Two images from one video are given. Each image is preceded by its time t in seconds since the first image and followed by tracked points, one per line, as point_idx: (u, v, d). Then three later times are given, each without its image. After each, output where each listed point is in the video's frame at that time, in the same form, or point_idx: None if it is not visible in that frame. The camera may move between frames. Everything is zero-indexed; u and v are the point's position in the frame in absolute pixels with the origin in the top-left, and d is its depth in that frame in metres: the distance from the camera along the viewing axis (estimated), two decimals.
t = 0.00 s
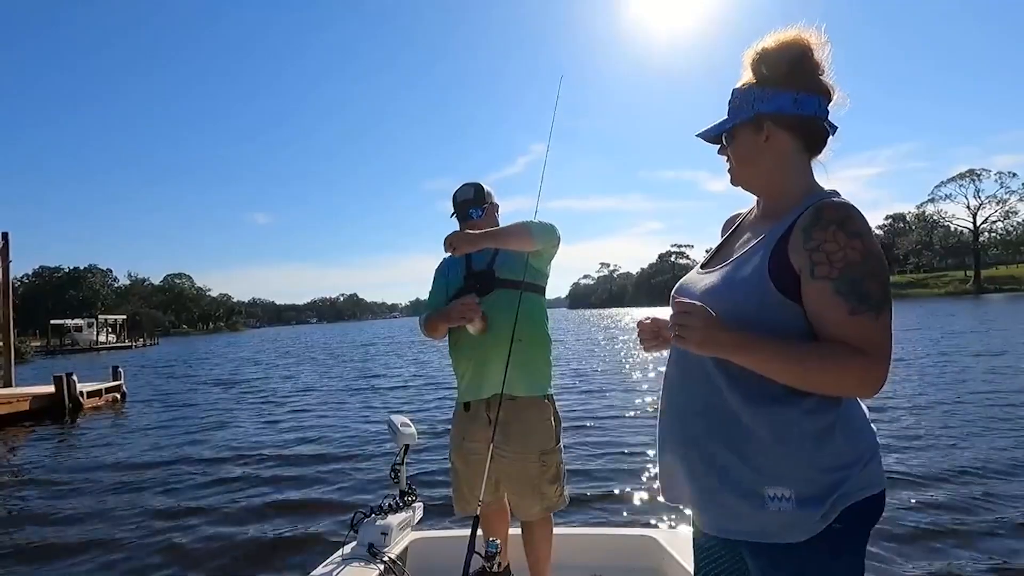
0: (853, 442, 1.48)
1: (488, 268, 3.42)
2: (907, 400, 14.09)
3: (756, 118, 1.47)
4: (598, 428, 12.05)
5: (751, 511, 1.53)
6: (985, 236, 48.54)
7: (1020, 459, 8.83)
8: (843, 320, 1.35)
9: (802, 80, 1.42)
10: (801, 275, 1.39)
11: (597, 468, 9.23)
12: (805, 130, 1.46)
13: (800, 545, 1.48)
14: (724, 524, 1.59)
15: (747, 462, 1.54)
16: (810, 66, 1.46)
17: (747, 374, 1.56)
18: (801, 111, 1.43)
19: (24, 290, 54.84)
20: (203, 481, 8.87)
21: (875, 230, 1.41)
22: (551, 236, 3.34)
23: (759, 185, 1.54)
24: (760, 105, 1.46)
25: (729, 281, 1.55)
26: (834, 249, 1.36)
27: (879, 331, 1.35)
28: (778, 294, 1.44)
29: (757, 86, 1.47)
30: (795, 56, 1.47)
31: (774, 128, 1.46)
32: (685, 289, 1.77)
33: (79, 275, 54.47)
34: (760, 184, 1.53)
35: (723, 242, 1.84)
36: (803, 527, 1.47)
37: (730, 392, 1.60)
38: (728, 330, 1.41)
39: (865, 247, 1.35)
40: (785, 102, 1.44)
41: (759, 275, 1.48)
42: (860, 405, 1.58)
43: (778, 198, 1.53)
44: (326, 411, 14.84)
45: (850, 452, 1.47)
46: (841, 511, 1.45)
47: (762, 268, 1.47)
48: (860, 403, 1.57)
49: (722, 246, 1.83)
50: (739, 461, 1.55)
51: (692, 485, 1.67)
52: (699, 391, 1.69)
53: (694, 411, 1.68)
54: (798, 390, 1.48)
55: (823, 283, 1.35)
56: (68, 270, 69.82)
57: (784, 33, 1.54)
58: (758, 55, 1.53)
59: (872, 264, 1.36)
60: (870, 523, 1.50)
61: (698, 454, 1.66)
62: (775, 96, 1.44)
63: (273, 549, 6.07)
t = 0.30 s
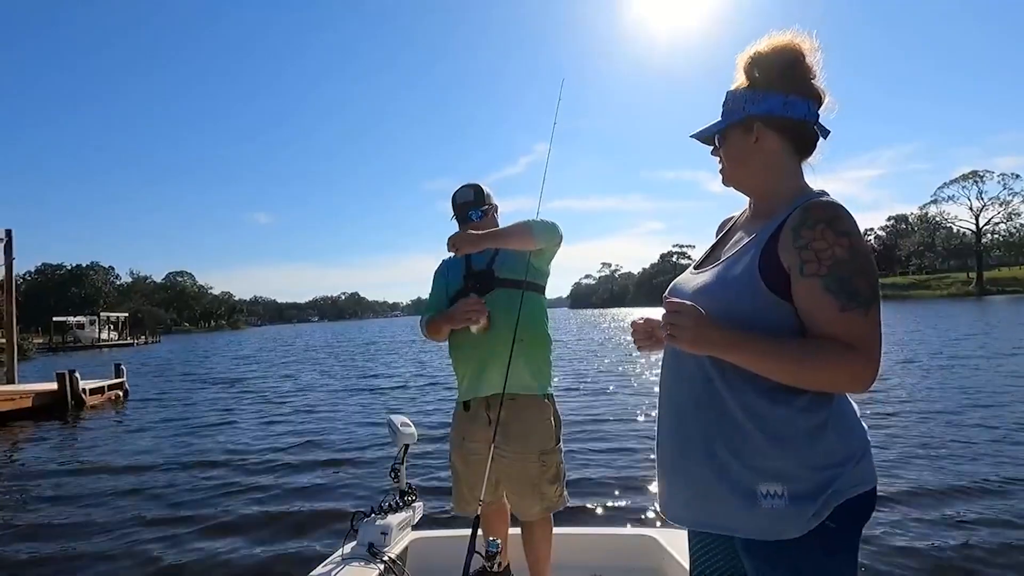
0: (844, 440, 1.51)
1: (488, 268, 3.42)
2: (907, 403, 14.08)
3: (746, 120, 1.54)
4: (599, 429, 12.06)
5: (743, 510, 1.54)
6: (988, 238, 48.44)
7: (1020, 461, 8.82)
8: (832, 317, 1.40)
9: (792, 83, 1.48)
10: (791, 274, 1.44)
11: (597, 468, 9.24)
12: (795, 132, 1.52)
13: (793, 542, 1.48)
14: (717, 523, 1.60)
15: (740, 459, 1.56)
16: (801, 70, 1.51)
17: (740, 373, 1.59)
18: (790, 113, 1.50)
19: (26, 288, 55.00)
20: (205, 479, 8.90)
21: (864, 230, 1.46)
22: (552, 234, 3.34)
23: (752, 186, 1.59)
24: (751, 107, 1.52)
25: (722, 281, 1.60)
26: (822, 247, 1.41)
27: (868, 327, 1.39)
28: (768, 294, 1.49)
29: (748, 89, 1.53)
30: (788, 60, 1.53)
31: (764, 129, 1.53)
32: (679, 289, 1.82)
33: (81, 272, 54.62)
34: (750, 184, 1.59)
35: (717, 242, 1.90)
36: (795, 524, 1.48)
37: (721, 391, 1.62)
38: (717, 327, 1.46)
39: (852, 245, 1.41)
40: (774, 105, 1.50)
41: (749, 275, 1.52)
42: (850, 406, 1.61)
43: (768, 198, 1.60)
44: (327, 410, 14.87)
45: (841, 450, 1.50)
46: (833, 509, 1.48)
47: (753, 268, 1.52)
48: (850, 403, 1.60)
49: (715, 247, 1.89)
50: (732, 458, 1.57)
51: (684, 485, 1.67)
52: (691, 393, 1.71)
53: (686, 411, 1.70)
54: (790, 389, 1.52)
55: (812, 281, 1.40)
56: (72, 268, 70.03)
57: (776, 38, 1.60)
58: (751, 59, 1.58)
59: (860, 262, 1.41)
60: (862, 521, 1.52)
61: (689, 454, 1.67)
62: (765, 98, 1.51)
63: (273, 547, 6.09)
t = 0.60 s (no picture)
0: (831, 439, 1.52)
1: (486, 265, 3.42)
2: (909, 403, 14.04)
3: (733, 122, 1.56)
4: (600, 428, 12.06)
5: (732, 509, 1.55)
6: (991, 238, 48.30)
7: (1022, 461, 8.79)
8: (814, 316, 1.41)
9: (776, 86, 1.50)
10: (774, 272, 1.46)
11: (598, 467, 9.24)
12: (780, 135, 1.54)
13: (782, 540, 1.50)
14: (708, 522, 1.60)
15: (727, 458, 1.57)
16: (787, 73, 1.53)
17: (727, 371, 1.60)
18: (775, 116, 1.52)
19: (29, 286, 55.13)
20: (205, 479, 8.90)
21: (847, 229, 1.48)
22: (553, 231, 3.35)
23: (739, 187, 1.62)
24: (736, 110, 1.55)
25: (707, 281, 1.61)
26: (804, 246, 1.43)
27: (851, 323, 1.40)
28: (752, 292, 1.50)
29: (733, 93, 1.56)
30: (773, 63, 1.55)
31: (749, 132, 1.55)
32: (668, 290, 1.83)
33: (83, 272, 54.71)
34: (736, 186, 1.61)
35: (708, 242, 1.91)
36: (784, 523, 1.50)
37: (710, 390, 1.63)
38: (700, 327, 1.48)
39: (833, 243, 1.42)
40: (759, 109, 1.53)
41: (734, 276, 1.54)
42: (837, 402, 1.63)
43: (754, 200, 1.61)
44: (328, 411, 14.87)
45: (827, 448, 1.52)
46: (821, 505, 1.49)
47: (739, 267, 1.54)
48: (838, 400, 1.62)
49: (706, 246, 1.90)
50: (721, 458, 1.58)
51: (674, 485, 1.68)
52: (678, 392, 1.71)
53: (674, 410, 1.70)
54: (777, 388, 1.53)
55: (794, 279, 1.42)
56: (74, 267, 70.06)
57: (762, 42, 1.62)
58: (738, 61, 1.60)
59: (840, 261, 1.42)
60: (850, 518, 1.54)
61: (678, 454, 1.68)
62: (749, 101, 1.53)
63: (274, 547, 6.11)
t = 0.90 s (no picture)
0: (817, 438, 1.52)
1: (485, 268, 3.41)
2: (911, 403, 14.01)
3: (716, 125, 1.57)
4: (601, 428, 12.05)
5: (721, 507, 1.55)
6: (993, 237, 48.15)
7: None
8: (793, 315, 1.42)
9: (759, 89, 1.50)
10: (755, 272, 1.47)
11: (599, 467, 9.23)
12: (761, 137, 1.55)
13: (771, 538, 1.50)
14: (699, 520, 1.61)
15: (714, 457, 1.57)
16: (770, 76, 1.53)
17: (712, 371, 1.60)
18: (758, 119, 1.52)
19: (32, 287, 55.31)
20: (207, 479, 8.93)
21: (828, 228, 1.48)
22: (553, 236, 3.35)
23: (724, 188, 1.62)
24: (719, 113, 1.55)
25: (692, 281, 1.62)
26: (782, 245, 1.43)
27: (829, 322, 1.41)
28: (733, 292, 1.51)
29: (716, 96, 1.56)
30: (756, 66, 1.55)
31: (732, 134, 1.56)
32: (658, 289, 1.84)
33: (85, 272, 54.83)
34: (720, 187, 1.61)
35: (700, 241, 1.91)
36: (772, 521, 1.49)
37: (696, 389, 1.63)
38: (682, 327, 1.49)
39: (812, 243, 1.42)
40: (742, 111, 1.53)
41: (717, 276, 1.55)
42: (827, 399, 1.62)
43: (738, 201, 1.61)
44: (330, 411, 14.90)
45: (813, 447, 1.51)
46: (808, 505, 1.49)
47: (721, 268, 1.54)
48: (827, 397, 1.61)
49: (698, 245, 1.91)
50: (706, 457, 1.58)
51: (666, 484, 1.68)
52: (667, 391, 1.71)
53: (663, 409, 1.70)
54: (761, 386, 1.53)
55: (773, 279, 1.43)
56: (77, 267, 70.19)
57: (747, 44, 1.62)
58: (722, 64, 1.61)
59: (821, 260, 1.42)
60: (840, 517, 1.53)
61: (667, 452, 1.68)
62: (732, 104, 1.54)
63: (274, 546, 6.12)
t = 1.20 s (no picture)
0: (809, 438, 1.51)
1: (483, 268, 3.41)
2: (912, 403, 13.99)
3: (707, 127, 1.57)
4: (602, 428, 12.05)
5: (715, 505, 1.55)
6: (995, 237, 48.04)
7: None
8: (782, 316, 1.42)
9: (748, 92, 1.51)
10: (745, 273, 1.47)
11: (599, 467, 9.24)
12: (752, 139, 1.55)
13: (764, 537, 1.50)
14: (693, 519, 1.61)
15: (705, 457, 1.57)
16: (760, 79, 1.54)
17: (704, 371, 1.60)
18: (748, 122, 1.52)
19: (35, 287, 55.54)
20: (209, 480, 8.94)
21: (818, 229, 1.47)
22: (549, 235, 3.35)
23: (715, 189, 1.62)
24: (709, 115, 1.56)
25: (684, 283, 1.62)
26: (772, 247, 1.43)
27: (817, 324, 1.41)
28: (724, 293, 1.51)
29: (706, 99, 1.57)
30: (746, 68, 1.55)
31: (723, 136, 1.56)
32: (653, 288, 1.84)
33: (88, 272, 54.95)
34: (712, 189, 1.61)
35: (695, 241, 1.91)
36: (765, 520, 1.49)
37: (691, 391, 1.63)
38: (672, 328, 1.48)
39: (801, 244, 1.42)
40: (731, 114, 1.53)
41: (709, 277, 1.55)
42: (818, 399, 1.62)
43: (730, 203, 1.61)
44: (332, 411, 14.93)
45: (805, 447, 1.51)
46: (800, 503, 1.49)
47: (712, 269, 1.54)
48: (819, 395, 1.61)
49: (694, 244, 1.91)
50: (699, 458, 1.58)
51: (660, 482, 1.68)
52: (662, 392, 1.71)
53: (658, 409, 1.70)
54: (753, 387, 1.53)
55: (762, 280, 1.43)
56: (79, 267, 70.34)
57: (738, 46, 1.62)
58: (712, 66, 1.61)
59: (810, 261, 1.42)
60: (833, 516, 1.53)
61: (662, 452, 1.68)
62: (722, 107, 1.54)
63: (275, 548, 6.13)
